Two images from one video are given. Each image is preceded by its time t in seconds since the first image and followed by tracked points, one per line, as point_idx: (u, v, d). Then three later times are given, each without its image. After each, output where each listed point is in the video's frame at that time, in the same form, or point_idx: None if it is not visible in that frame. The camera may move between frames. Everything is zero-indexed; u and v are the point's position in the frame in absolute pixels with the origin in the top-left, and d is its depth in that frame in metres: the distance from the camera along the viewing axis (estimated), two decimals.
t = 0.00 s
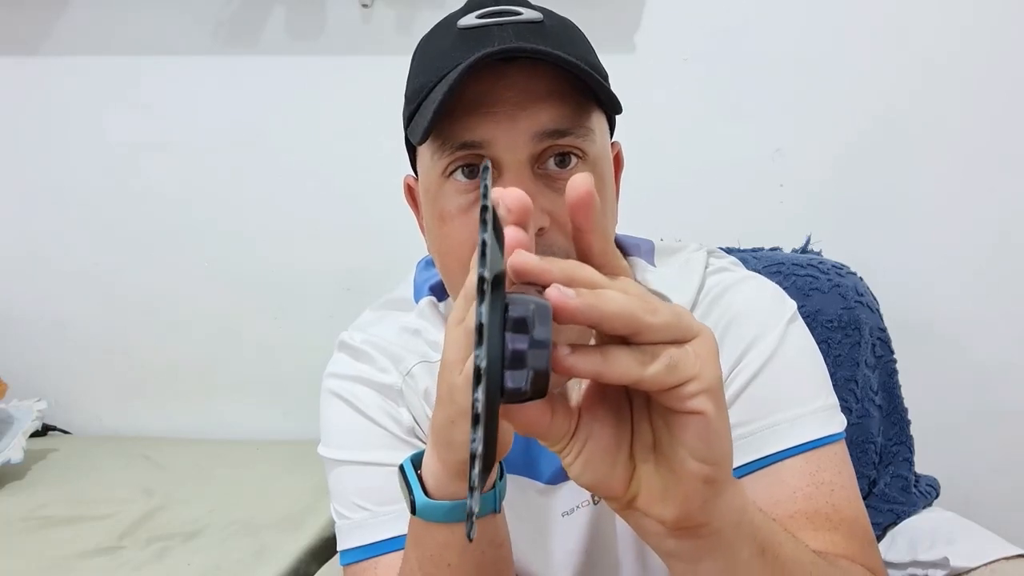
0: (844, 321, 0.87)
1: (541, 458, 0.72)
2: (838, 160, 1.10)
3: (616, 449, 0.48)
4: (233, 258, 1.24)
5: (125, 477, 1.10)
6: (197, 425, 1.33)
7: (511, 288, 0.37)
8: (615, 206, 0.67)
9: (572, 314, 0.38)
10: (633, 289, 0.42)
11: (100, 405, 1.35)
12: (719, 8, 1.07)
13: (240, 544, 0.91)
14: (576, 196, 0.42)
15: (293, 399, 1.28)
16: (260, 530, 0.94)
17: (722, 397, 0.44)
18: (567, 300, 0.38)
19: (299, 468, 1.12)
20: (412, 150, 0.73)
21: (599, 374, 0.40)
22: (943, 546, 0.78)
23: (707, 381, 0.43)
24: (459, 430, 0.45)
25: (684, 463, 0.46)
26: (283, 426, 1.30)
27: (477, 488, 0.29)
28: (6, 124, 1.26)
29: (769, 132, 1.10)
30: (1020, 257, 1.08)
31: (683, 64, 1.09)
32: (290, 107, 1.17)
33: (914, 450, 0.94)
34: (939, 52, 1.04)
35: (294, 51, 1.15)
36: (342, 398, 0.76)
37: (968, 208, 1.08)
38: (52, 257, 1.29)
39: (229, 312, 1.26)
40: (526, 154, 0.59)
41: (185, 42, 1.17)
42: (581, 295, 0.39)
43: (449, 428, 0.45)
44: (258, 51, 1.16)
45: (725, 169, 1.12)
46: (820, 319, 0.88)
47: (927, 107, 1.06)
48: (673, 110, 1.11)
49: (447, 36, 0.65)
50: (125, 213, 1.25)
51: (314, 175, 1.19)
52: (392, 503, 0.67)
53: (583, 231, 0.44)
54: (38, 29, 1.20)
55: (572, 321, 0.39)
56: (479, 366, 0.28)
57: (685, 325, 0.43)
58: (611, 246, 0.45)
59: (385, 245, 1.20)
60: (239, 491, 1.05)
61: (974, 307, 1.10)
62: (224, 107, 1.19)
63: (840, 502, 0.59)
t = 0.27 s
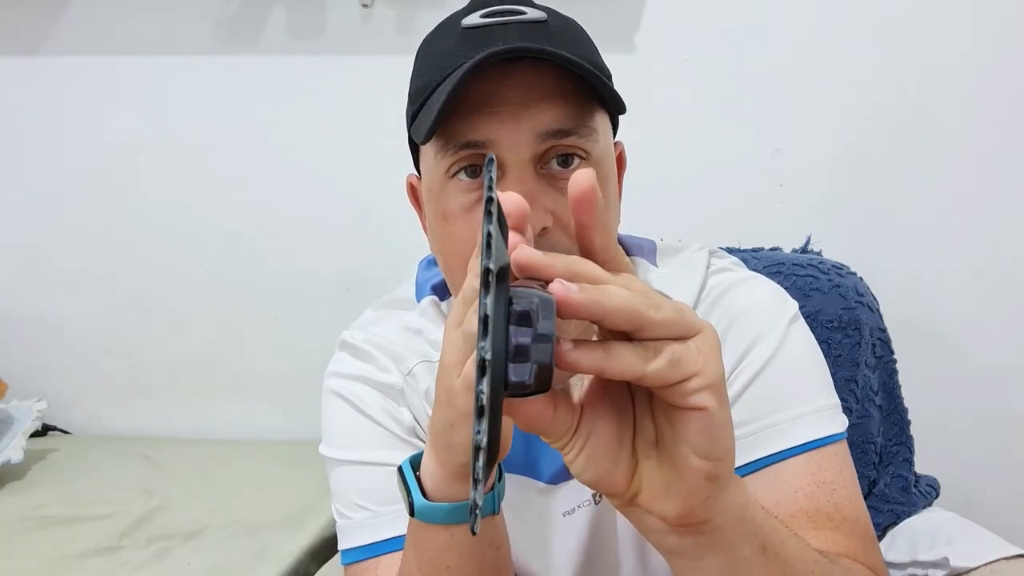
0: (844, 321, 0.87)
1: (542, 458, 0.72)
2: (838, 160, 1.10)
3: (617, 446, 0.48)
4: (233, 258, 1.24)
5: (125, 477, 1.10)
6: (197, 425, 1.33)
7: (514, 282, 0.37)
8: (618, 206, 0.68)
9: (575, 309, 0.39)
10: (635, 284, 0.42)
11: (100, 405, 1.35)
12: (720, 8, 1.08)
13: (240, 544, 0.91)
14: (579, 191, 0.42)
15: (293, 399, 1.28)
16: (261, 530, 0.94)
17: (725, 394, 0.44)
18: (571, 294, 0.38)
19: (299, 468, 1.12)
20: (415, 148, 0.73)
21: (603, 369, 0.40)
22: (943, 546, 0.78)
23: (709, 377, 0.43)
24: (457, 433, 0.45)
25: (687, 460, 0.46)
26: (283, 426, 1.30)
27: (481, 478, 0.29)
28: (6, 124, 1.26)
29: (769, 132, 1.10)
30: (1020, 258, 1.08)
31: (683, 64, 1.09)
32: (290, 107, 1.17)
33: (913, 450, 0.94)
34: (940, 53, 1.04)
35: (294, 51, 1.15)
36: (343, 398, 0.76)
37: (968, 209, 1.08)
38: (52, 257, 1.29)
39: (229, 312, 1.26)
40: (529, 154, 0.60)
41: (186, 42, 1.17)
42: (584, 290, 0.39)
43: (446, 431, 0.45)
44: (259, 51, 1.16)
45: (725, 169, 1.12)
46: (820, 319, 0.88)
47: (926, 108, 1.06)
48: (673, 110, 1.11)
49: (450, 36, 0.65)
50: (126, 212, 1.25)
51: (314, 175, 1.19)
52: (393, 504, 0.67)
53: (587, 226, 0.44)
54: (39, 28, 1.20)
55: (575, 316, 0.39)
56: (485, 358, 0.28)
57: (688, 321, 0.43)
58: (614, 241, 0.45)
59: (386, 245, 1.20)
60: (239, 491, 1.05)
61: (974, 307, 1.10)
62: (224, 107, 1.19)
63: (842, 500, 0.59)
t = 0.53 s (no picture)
0: (844, 321, 0.87)
1: (543, 458, 0.72)
2: (838, 160, 1.10)
3: (621, 445, 0.48)
4: (234, 258, 1.24)
5: (125, 477, 1.10)
6: (197, 425, 1.33)
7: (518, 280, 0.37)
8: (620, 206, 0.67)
9: (578, 307, 0.39)
10: (639, 282, 0.43)
11: (100, 405, 1.35)
12: (720, 9, 1.08)
13: (241, 544, 0.91)
14: (582, 189, 0.42)
15: (293, 399, 1.28)
16: (261, 530, 0.94)
17: (729, 393, 0.44)
18: (574, 293, 0.38)
19: (299, 469, 1.12)
20: (417, 147, 0.73)
21: (606, 368, 0.40)
22: (943, 546, 0.78)
23: (713, 376, 0.43)
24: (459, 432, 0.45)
25: (691, 459, 0.46)
26: (283, 426, 1.30)
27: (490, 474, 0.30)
28: (5, 124, 1.26)
29: (769, 132, 1.10)
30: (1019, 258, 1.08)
31: (683, 64, 1.09)
32: (291, 107, 1.17)
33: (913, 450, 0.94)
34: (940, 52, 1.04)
35: (294, 51, 1.15)
36: (343, 397, 0.76)
37: (968, 209, 1.08)
38: (52, 257, 1.29)
39: (229, 312, 1.26)
40: (531, 152, 0.59)
41: (186, 42, 1.17)
42: (588, 288, 0.39)
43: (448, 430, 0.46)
44: (259, 51, 1.16)
45: (725, 169, 1.12)
46: (820, 319, 0.88)
47: (926, 108, 1.06)
48: (673, 110, 1.11)
49: (452, 35, 0.65)
50: (126, 212, 1.25)
51: (314, 175, 1.19)
52: (393, 504, 0.67)
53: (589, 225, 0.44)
54: (38, 29, 1.20)
55: (579, 314, 0.39)
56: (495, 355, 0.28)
57: (692, 320, 0.43)
58: (616, 239, 0.46)
59: (386, 245, 1.20)
60: (239, 491, 1.05)
61: (974, 307, 1.10)
62: (224, 107, 1.19)
63: (844, 500, 0.59)
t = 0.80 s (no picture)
0: (844, 321, 0.87)
1: (543, 457, 0.72)
2: (838, 160, 1.10)
3: (630, 444, 0.48)
4: (234, 258, 1.24)
5: (126, 477, 1.10)
6: (197, 425, 1.33)
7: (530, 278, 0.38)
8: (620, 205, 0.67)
9: (589, 305, 0.40)
10: (648, 280, 0.43)
11: (100, 405, 1.35)
12: (720, 8, 1.08)
13: (241, 544, 0.91)
14: (591, 187, 0.43)
15: (293, 399, 1.28)
16: (261, 530, 0.94)
17: (739, 392, 0.45)
18: (586, 290, 0.39)
19: (299, 469, 1.12)
20: (417, 145, 0.73)
21: (616, 366, 0.41)
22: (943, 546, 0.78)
23: (723, 374, 0.44)
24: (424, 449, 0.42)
25: (701, 458, 0.46)
26: (283, 426, 1.30)
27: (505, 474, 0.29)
28: (6, 124, 1.26)
29: (770, 132, 1.10)
30: (1020, 258, 1.08)
31: (683, 64, 1.09)
32: (291, 107, 1.17)
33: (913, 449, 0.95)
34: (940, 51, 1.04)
35: (294, 51, 1.15)
36: (342, 397, 0.76)
37: (968, 209, 1.08)
38: (52, 256, 1.29)
39: (229, 312, 1.26)
40: (532, 150, 0.59)
41: (186, 42, 1.17)
42: (599, 287, 0.40)
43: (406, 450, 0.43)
44: (259, 51, 1.16)
45: (725, 169, 1.12)
46: (820, 319, 0.88)
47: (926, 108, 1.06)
48: (673, 110, 1.11)
49: (454, 33, 0.65)
50: (126, 212, 1.25)
51: (315, 176, 1.19)
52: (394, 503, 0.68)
53: (597, 222, 0.44)
54: (38, 29, 1.20)
55: (591, 312, 0.40)
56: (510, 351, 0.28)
57: (701, 319, 0.44)
58: (626, 236, 0.45)
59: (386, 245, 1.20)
60: (238, 491, 1.05)
61: (974, 307, 1.10)
62: (224, 107, 1.19)
63: (846, 499, 0.59)
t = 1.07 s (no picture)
0: (844, 321, 0.87)
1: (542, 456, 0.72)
2: (838, 160, 1.10)
3: (649, 446, 0.48)
4: (234, 258, 1.24)
5: (125, 477, 1.10)
6: (197, 425, 1.33)
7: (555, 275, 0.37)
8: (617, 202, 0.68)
9: (611, 305, 0.39)
10: (669, 278, 0.43)
11: (100, 405, 1.35)
12: (720, 8, 1.07)
13: (241, 544, 0.91)
14: (609, 181, 0.42)
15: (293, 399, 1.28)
16: (261, 530, 0.94)
17: (761, 392, 0.44)
18: (610, 289, 0.39)
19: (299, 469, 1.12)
20: (416, 142, 0.73)
21: (639, 367, 0.40)
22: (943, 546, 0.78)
23: (746, 374, 0.43)
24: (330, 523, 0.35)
25: (724, 460, 0.46)
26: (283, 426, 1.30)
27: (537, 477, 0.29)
28: (6, 124, 1.26)
29: (770, 132, 1.10)
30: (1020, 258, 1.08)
31: (683, 64, 1.09)
32: (291, 107, 1.17)
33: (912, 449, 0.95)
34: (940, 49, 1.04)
35: (294, 51, 1.15)
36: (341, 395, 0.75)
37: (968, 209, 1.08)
38: (52, 256, 1.29)
39: (229, 312, 1.26)
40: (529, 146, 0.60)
41: (186, 41, 1.17)
42: (622, 284, 0.40)
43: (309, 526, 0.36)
44: (259, 51, 1.16)
45: (724, 169, 1.12)
46: (820, 319, 0.87)
47: (926, 108, 1.06)
48: (673, 110, 1.11)
49: (452, 30, 0.66)
50: (126, 213, 1.25)
51: (315, 176, 1.19)
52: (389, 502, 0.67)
53: (614, 218, 0.44)
54: (38, 28, 1.20)
55: (613, 310, 0.40)
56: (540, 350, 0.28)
57: (723, 317, 0.43)
58: (643, 232, 0.44)
59: (386, 245, 1.20)
60: (238, 492, 1.05)
61: (974, 307, 1.10)
62: (224, 107, 1.19)
63: (851, 497, 0.59)
